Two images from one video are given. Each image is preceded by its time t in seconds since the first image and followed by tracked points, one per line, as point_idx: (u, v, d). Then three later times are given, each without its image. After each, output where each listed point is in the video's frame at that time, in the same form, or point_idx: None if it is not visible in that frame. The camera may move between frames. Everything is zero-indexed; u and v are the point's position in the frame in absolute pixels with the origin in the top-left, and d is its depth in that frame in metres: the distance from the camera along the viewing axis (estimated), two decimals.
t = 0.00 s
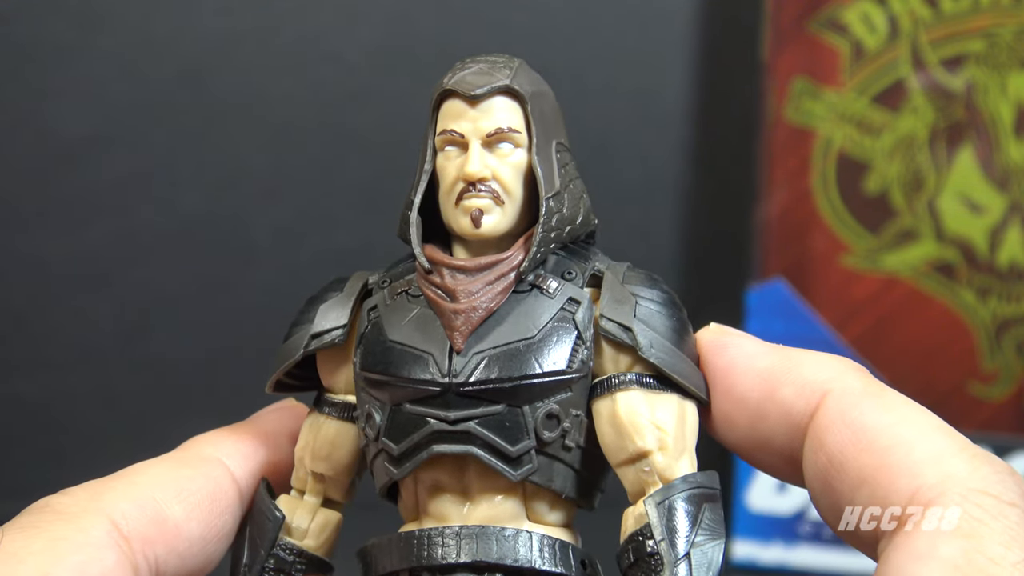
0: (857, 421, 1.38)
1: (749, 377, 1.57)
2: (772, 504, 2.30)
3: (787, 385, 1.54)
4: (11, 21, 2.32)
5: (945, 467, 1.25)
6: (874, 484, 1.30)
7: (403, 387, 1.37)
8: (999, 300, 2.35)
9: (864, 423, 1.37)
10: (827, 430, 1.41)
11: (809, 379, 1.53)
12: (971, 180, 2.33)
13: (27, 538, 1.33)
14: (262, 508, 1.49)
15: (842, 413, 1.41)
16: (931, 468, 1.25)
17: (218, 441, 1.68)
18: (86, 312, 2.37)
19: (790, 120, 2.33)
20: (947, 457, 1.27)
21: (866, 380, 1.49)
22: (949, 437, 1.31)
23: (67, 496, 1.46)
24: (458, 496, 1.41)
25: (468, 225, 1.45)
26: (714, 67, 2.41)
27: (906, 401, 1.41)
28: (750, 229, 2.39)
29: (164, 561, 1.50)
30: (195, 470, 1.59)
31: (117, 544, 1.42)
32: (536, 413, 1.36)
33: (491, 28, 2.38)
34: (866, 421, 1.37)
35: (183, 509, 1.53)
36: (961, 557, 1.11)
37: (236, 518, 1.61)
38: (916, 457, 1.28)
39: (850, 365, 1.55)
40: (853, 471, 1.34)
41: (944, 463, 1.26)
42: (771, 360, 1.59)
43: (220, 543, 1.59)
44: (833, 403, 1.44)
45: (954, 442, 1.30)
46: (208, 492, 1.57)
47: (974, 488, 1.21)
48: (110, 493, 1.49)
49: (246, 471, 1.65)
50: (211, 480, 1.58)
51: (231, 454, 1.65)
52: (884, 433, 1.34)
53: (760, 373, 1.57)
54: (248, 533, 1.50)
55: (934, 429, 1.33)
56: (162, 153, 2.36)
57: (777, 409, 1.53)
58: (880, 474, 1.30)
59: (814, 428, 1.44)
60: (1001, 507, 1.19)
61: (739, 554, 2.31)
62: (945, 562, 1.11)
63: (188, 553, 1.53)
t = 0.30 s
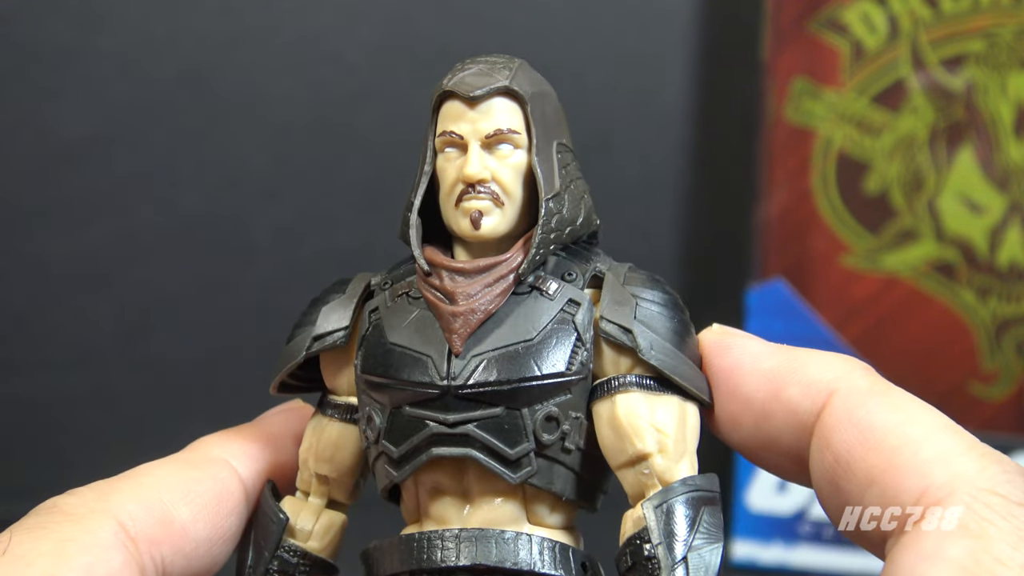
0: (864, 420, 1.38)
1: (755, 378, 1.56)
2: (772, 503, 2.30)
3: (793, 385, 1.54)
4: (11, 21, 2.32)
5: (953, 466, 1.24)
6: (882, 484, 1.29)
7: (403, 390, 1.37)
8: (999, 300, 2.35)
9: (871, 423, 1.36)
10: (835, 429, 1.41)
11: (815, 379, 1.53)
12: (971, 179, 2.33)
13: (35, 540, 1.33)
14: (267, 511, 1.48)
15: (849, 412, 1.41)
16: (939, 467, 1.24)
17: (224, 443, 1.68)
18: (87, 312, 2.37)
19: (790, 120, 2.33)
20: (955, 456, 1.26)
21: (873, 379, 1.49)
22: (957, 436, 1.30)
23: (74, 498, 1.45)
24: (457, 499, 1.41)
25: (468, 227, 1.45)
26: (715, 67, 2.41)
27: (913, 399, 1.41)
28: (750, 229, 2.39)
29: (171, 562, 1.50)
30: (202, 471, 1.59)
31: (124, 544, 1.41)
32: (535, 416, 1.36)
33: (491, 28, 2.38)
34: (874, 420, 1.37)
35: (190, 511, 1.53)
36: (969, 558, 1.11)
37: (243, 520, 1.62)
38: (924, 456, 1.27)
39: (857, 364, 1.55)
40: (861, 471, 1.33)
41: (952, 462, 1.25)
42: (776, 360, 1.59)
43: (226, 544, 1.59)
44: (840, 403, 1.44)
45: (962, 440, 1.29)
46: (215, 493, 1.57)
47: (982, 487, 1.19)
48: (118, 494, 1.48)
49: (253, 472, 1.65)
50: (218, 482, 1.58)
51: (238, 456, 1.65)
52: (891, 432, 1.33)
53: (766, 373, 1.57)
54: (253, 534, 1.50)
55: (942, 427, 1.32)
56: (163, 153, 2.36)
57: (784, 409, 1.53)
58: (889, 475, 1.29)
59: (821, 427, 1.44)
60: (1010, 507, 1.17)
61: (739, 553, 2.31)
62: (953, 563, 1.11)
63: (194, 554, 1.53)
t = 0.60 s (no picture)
0: (876, 418, 1.37)
1: (762, 378, 1.57)
2: (772, 503, 2.31)
3: (800, 385, 1.54)
4: (10, 20, 2.32)
5: (963, 465, 1.22)
6: (893, 483, 1.29)
7: (407, 395, 1.38)
8: (999, 300, 2.36)
9: (881, 421, 1.35)
10: (846, 426, 1.40)
11: (823, 378, 1.52)
12: (972, 180, 2.33)
13: (36, 538, 1.33)
14: (271, 513, 1.48)
15: (859, 410, 1.40)
16: (950, 466, 1.23)
17: (228, 440, 1.68)
18: (86, 312, 2.37)
19: (790, 121, 2.34)
20: (965, 454, 1.24)
21: (883, 377, 1.48)
22: (969, 432, 1.29)
23: (75, 495, 1.46)
24: (462, 503, 1.41)
25: (472, 230, 1.46)
26: (715, 67, 2.41)
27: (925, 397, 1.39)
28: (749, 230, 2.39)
29: (171, 560, 1.50)
30: (205, 470, 1.59)
31: (125, 543, 1.41)
32: (541, 420, 1.36)
33: (491, 28, 2.38)
34: (884, 418, 1.36)
35: (192, 509, 1.54)
36: (977, 557, 1.12)
37: (245, 519, 1.62)
38: (934, 454, 1.26)
39: (865, 360, 1.54)
40: (870, 469, 1.33)
41: (962, 461, 1.23)
42: (785, 360, 1.59)
43: (228, 543, 1.59)
44: (851, 401, 1.43)
45: (972, 437, 1.27)
46: (217, 492, 1.57)
47: (993, 485, 1.18)
48: (119, 491, 1.48)
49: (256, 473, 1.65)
50: (221, 481, 1.58)
51: (243, 455, 1.65)
52: (900, 430, 1.32)
53: (773, 373, 1.57)
54: (255, 535, 1.50)
55: (950, 424, 1.30)
56: (163, 153, 2.36)
57: (792, 408, 1.53)
58: (898, 474, 1.28)
59: (831, 427, 1.44)
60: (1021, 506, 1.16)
61: (739, 553, 2.31)
62: (960, 563, 1.12)
63: (196, 553, 1.54)
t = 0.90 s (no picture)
0: (864, 415, 1.37)
1: (756, 370, 1.57)
2: (772, 503, 2.31)
3: (792, 379, 1.53)
4: (10, 20, 2.32)
5: (951, 463, 1.23)
6: (882, 482, 1.29)
7: (418, 396, 1.37)
8: (999, 300, 2.36)
9: (871, 418, 1.36)
10: (835, 424, 1.40)
11: (816, 372, 1.52)
12: (972, 181, 2.33)
13: (13, 524, 1.32)
14: (267, 514, 1.48)
15: (848, 407, 1.40)
16: (937, 465, 1.24)
17: (219, 436, 1.69)
18: (86, 311, 2.37)
19: (790, 121, 2.33)
20: (953, 452, 1.25)
21: (874, 373, 1.48)
22: (955, 430, 1.29)
23: (53, 482, 1.46)
24: (473, 501, 1.41)
25: (477, 226, 1.45)
26: (715, 67, 2.41)
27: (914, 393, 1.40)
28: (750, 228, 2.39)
29: (150, 550, 1.51)
30: (192, 463, 1.60)
31: (103, 531, 1.41)
32: (554, 418, 1.38)
33: (491, 28, 2.38)
34: (872, 416, 1.36)
35: (174, 501, 1.54)
36: (966, 560, 1.13)
37: (232, 514, 1.62)
38: (922, 452, 1.27)
39: (858, 355, 1.54)
40: (859, 467, 1.34)
41: (950, 458, 1.24)
42: (780, 353, 1.58)
43: (212, 537, 1.60)
44: (840, 398, 1.43)
45: (960, 434, 1.28)
46: (203, 486, 1.58)
47: (979, 485, 1.19)
48: (99, 479, 1.48)
49: (244, 468, 1.65)
50: (208, 475, 1.59)
51: (233, 451, 1.66)
52: (889, 428, 1.33)
53: (767, 365, 1.56)
54: (251, 534, 1.51)
55: (938, 420, 1.31)
56: (163, 153, 2.36)
57: (784, 403, 1.53)
58: (886, 472, 1.29)
59: (821, 423, 1.44)
60: (1008, 506, 1.17)
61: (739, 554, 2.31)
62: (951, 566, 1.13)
63: (176, 545, 1.54)
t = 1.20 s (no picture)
0: (851, 418, 1.37)
1: (751, 365, 1.55)
2: (772, 503, 2.30)
3: (783, 377, 1.53)
4: (9, 19, 2.31)
5: (937, 467, 1.25)
6: (869, 485, 1.31)
7: (428, 393, 1.36)
8: (999, 300, 2.36)
9: (860, 421, 1.36)
10: (824, 425, 1.40)
11: (807, 371, 1.52)
12: (971, 180, 2.33)
13: (8, 522, 1.33)
14: (269, 515, 1.48)
15: (836, 410, 1.40)
16: (925, 468, 1.26)
17: (216, 435, 1.69)
18: (86, 311, 2.37)
19: (790, 121, 2.35)
20: (940, 456, 1.27)
21: (864, 374, 1.48)
22: (944, 434, 1.31)
23: (47, 478, 1.46)
24: (481, 496, 1.41)
25: (482, 223, 1.45)
26: (715, 67, 2.40)
27: (903, 394, 1.41)
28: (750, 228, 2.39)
29: (144, 548, 1.50)
30: (188, 461, 1.60)
31: (97, 527, 1.40)
32: (564, 413, 1.38)
33: (491, 28, 2.37)
34: (860, 418, 1.36)
35: (169, 499, 1.54)
36: (958, 562, 1.15)
37: (226, 514, 1.62)
38: (910, 455, 1.28)
39: (850, 356, 1.54)
40: (848, 469, 1.35)
41: (937, 462, 1.26)
42: (773, 350, 1.57)
43: (206, 537, 1.59)
44: (828, 400, 1.43)
45: (947, 438, 1.30)
46: (198, 485, 1.57)
47: (966, 487, 1.22)
48: (93, 476, 1.48)
49: (241, 468, 1.64)
50: (203, 474, 1.59)
51: (230, 450, 1.65)
52: (878, 430, 1.33)
53: (761, 362, 1.55)
54: (250, 534, 1.50)
55: (926, 424, 1.33)
56: (163, 153, 2.36)
57: (774, 401, 1.52)
58: (874, 475, 1.31)
59: (809, 424, 1.44)
60: (995, 507, 1.21)
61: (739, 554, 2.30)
62: (942, 568, 1.15)
63: (170, 543, 1.54)
